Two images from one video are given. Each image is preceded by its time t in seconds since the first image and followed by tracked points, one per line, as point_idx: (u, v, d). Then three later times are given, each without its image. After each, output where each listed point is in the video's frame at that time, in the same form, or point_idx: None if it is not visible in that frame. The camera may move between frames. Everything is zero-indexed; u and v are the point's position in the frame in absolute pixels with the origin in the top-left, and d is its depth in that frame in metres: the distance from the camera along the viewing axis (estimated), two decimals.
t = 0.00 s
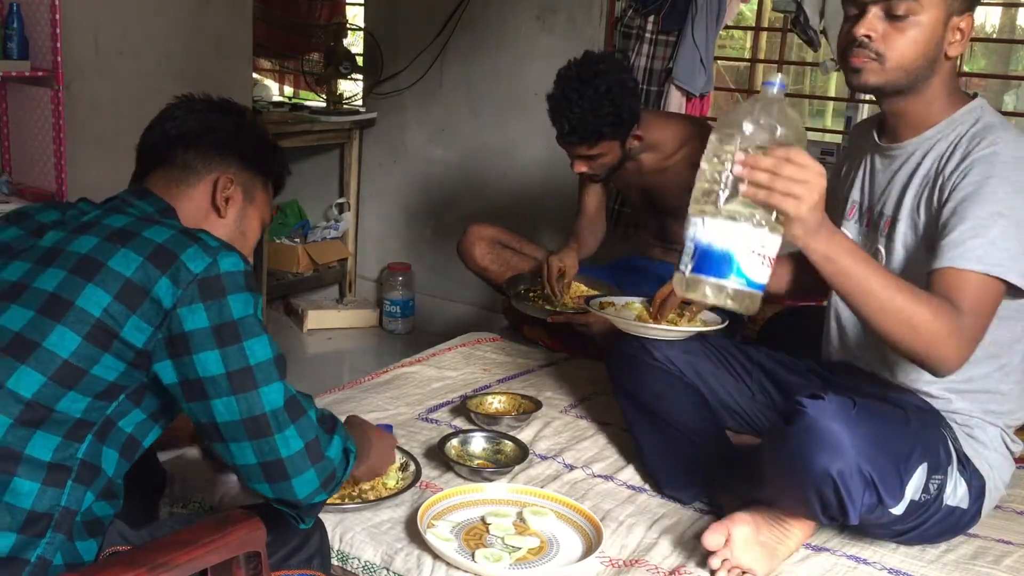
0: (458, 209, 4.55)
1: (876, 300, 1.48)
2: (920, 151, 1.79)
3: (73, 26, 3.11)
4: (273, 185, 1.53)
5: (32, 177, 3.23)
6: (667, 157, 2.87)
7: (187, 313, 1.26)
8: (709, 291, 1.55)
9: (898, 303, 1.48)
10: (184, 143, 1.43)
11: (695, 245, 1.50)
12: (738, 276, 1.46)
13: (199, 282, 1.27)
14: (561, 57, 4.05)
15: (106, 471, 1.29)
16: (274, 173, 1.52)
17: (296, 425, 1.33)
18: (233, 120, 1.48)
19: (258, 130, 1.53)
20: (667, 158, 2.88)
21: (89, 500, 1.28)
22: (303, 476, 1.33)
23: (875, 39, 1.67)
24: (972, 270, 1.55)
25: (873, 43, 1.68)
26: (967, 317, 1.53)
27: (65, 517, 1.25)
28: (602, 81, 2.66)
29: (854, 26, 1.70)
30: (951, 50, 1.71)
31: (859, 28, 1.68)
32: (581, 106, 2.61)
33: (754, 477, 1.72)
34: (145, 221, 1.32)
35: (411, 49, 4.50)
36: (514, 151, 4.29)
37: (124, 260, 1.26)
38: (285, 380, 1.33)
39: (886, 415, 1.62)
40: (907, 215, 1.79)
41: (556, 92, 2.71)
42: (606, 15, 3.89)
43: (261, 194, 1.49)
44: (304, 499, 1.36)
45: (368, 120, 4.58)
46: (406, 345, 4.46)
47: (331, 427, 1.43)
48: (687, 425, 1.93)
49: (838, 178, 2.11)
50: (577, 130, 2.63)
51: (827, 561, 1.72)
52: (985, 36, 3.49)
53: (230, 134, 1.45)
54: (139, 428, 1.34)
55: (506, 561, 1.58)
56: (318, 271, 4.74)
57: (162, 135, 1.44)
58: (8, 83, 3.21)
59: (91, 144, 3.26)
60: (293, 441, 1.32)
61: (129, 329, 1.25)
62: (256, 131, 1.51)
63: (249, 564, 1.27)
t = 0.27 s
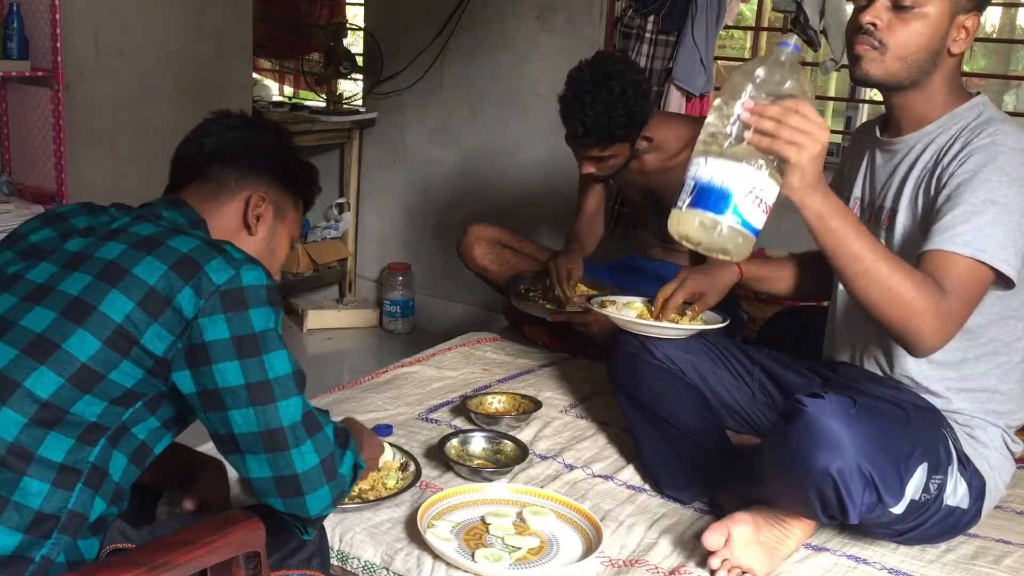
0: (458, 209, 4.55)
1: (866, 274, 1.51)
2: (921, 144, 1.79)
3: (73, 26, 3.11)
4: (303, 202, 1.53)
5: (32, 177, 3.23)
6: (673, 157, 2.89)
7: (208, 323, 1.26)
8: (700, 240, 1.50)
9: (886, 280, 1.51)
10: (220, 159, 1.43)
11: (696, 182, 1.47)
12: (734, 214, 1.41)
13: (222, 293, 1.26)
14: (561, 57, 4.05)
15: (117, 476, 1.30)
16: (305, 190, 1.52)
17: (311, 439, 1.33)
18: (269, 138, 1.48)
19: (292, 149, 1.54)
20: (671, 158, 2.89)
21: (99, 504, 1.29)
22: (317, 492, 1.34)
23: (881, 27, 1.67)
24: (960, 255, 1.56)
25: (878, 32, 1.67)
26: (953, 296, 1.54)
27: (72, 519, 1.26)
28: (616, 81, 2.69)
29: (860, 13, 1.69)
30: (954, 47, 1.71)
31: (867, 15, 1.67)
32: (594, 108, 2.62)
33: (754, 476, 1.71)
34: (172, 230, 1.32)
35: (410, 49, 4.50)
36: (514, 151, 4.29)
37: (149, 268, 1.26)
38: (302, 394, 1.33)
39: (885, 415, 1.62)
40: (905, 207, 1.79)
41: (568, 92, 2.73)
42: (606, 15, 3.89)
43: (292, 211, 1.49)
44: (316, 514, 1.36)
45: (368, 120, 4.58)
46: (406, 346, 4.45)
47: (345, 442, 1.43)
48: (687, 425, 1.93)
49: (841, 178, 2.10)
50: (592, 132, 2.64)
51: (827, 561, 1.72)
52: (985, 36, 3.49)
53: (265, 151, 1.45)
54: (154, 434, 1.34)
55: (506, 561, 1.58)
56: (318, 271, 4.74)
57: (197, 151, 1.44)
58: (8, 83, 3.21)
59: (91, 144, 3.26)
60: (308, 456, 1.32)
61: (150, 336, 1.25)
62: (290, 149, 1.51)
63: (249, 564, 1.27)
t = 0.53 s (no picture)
0: (458, 209, 4.55)
1: (860, 250, 1.54)
2: (925, 143, 1.79)
3: (73, 26, 3.11)
4: (337, 228, 1.54)
5: (32, 177, 3.23)
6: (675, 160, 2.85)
7: (238, 337, 1.27)
8: (705, 194, 1.49)
9: (881, 259, 1.53)
10: (255, 186, 1.44)
11: (708, 139, 1.45)
12: (743, 171, 1.40)
13: (252, 308, 1.28)
14: (561, 57, 4.05)
15: (138, 484, 1.30)
16: (339, 216, 1.53)
17: (333, 456, 1.35)
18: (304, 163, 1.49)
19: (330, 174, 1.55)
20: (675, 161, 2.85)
21: (118, 510, 1.29)
22: (336, 508, 1.37)
23: (891, 20, 1.67)
24: (958, 245, 1.56)
25: (887, 25, 1.67)
26: (948, 284, 1.55)
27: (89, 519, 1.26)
28: (632, 81, 2.70)
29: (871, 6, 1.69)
30: (961, 47, 1.71)
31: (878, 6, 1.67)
32: (612, 108, 2.62)
33: (754, 476, 1.71)
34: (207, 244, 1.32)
35: (411, 49, 4.50)
36: (513, 150, 4.29)
37: (183, 279, 1.27)
38: (327, 411, 1.35)
39: (887, 415, 1.62)
40: (908, 204, 1.79)
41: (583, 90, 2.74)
42: (606, 15, 3.90)
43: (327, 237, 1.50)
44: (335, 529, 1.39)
45: (368, 120, 4.58)
46: (406, 346, 4.46)
47: (366, 454, 1.46)
48: (687, 425, 1.93)
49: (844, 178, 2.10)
50: (607, 131, 2.65)
51: (826, 561, 1.72)
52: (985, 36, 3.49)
53: (300, 177, 1.46)
54: (179, 446, 1.35)
55: (506, 561, 1.58)
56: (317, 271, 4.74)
57: (234, 176, 1.46)
58: (9, 83, 3.20)
59: (92, 144, 3.26)
60: (330, 472, 1.35)
61: (180, 346, 1.26)
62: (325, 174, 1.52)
63: (249, 565, 1.27)
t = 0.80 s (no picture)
0: (457, 209, 4.54)
1: (863, 238, 1.54)
2: (927, 143, 1.79)
3: (73, 26, 3.11)
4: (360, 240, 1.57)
5: (32, 177, 3.24)
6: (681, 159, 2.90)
7: (267, 344, 1.29)
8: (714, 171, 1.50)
9: (882, 249, 1.53)
10: (277, 209, 1.47)
11: (720, 116, 1.47)
12: (754, 150, 1.42)
13: (279, 315, 1.29)
14: (561, 57, 4.05)
15: (165, 482, 1.31)
16: (362, 228, 1.56)
17: (366, 454, 1.39)
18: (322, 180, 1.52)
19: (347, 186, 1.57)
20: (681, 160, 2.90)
21: (139, 503, 1.30)
22: (373, 503, 1.41)
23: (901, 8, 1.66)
24: (957, 241, 1.56)
25: (897, 14, 1.67)
26: (947, 282, 1.55)
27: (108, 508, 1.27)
28: (646, 80, 2.71)
29: None
30: (967, 47, 1.72)
31: None
32: (628, 107, 2.62)
33: (753, 475, 1.71)
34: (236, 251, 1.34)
35: (411, 49, 4.50)
36: (514, 150, 4.29)
37: (214, 286, 1.28)
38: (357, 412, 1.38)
39: (887, 415, 1.61)
40: (909, 204, 1.79)
41: (597, 87, 2.75)
42: (606, 15, 3.90)
43: (350, 249, 1.53)
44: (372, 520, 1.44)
45: (368, 120, 4.58)
46: (406, 346, 4.46)
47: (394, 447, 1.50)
48: (687, 425, 1.93)
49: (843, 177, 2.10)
50: (620, 131, 2.65)
51: (826, 561, 1.72)
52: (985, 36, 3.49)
53: (318, 195, 1.48)
54: (204, 447, 1.34)
55: (506, 561, 1.58)
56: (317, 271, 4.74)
57: (255, 200, 1.49)
58: (8, 83, 3.20)
59: (92, 144, 3.26)
60: (364, 471, 1.39)
61: (210, 351, 1.28)
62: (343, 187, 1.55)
63: (249, 565, 1.27)
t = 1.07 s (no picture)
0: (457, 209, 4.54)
1: (865, 208, 1.53)
2: (927, 140, 1.79)
3: (73, 26, 3.11)
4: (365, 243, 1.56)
5: (32, 177, 3.23)
6: (682, 159, 2.89)
7: (279, 339, 1.30)
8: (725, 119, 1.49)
9: (884, 221, 1.52)
10: (281, 210, 1.47)
11: (737, 65, 1.46)
12: (766, 96, 1.42)
13: (291, 312, 1.31)
14: (561, 57, 4.05)
15: (174, 476, 1.31)
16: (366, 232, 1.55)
17: (381, 445, 1.40)
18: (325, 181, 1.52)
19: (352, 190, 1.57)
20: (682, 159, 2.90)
21: (151, 496, 1.30)
22: (388, 494, 1.42)
23: None
24: (956, 226, 1.56)
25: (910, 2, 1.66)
26: (945, 265, 1.54)
27: (120, 499, 1.27)
28: (651, 80, 2.71)
29: None
30: (972, 46, 1.72)
31: None
32: (633, 106, 2.62)
33: (753, 476, 1.71)
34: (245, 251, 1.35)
35: (411, 49, 4.50)
36: (514, 150, 4.29)
37: (225, 284, 1.29)
38: (369, 404, 1.39)
39: (887, 415, 1.61)
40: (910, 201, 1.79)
41: (602, 87, 2.74)
42: (606, 15, 3.90)
43: (355, 251, 1.53)
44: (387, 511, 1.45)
45: (368, 120, 4.58)
46: (405, 346, 4.45)
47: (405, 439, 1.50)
48: (687, 425, 1.93)
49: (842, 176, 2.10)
50: (625, 130, 2.64)
51: (826, 561, 1.72)
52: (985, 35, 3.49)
53: (324, 196, 1.48)
54: (214, 442, 1.35)
55: (506, 561, 1.58)
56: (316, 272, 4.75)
57: (260, 203, 1.48)
58: (8, 83, 3.20)
59: (92, 144, 3.26)
60: (378, 461, 1.40)
61: (221, 347, 1.28)
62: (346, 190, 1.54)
63: (249, 565, 1.28)
